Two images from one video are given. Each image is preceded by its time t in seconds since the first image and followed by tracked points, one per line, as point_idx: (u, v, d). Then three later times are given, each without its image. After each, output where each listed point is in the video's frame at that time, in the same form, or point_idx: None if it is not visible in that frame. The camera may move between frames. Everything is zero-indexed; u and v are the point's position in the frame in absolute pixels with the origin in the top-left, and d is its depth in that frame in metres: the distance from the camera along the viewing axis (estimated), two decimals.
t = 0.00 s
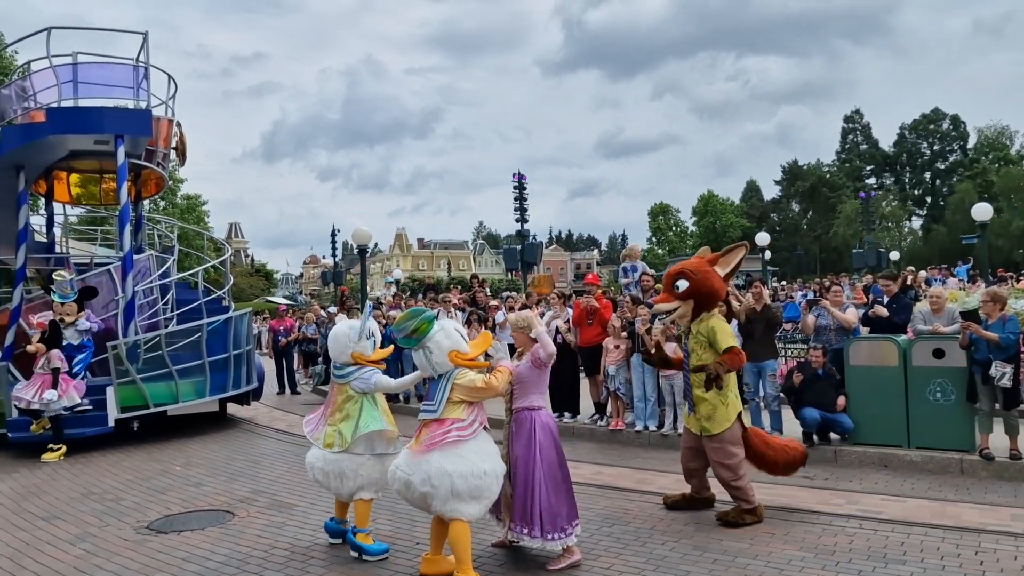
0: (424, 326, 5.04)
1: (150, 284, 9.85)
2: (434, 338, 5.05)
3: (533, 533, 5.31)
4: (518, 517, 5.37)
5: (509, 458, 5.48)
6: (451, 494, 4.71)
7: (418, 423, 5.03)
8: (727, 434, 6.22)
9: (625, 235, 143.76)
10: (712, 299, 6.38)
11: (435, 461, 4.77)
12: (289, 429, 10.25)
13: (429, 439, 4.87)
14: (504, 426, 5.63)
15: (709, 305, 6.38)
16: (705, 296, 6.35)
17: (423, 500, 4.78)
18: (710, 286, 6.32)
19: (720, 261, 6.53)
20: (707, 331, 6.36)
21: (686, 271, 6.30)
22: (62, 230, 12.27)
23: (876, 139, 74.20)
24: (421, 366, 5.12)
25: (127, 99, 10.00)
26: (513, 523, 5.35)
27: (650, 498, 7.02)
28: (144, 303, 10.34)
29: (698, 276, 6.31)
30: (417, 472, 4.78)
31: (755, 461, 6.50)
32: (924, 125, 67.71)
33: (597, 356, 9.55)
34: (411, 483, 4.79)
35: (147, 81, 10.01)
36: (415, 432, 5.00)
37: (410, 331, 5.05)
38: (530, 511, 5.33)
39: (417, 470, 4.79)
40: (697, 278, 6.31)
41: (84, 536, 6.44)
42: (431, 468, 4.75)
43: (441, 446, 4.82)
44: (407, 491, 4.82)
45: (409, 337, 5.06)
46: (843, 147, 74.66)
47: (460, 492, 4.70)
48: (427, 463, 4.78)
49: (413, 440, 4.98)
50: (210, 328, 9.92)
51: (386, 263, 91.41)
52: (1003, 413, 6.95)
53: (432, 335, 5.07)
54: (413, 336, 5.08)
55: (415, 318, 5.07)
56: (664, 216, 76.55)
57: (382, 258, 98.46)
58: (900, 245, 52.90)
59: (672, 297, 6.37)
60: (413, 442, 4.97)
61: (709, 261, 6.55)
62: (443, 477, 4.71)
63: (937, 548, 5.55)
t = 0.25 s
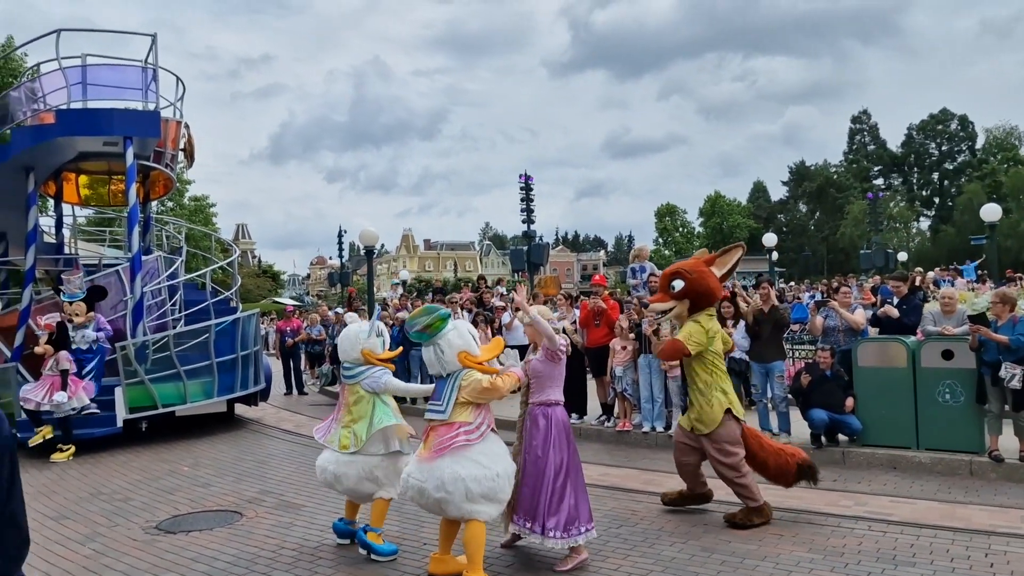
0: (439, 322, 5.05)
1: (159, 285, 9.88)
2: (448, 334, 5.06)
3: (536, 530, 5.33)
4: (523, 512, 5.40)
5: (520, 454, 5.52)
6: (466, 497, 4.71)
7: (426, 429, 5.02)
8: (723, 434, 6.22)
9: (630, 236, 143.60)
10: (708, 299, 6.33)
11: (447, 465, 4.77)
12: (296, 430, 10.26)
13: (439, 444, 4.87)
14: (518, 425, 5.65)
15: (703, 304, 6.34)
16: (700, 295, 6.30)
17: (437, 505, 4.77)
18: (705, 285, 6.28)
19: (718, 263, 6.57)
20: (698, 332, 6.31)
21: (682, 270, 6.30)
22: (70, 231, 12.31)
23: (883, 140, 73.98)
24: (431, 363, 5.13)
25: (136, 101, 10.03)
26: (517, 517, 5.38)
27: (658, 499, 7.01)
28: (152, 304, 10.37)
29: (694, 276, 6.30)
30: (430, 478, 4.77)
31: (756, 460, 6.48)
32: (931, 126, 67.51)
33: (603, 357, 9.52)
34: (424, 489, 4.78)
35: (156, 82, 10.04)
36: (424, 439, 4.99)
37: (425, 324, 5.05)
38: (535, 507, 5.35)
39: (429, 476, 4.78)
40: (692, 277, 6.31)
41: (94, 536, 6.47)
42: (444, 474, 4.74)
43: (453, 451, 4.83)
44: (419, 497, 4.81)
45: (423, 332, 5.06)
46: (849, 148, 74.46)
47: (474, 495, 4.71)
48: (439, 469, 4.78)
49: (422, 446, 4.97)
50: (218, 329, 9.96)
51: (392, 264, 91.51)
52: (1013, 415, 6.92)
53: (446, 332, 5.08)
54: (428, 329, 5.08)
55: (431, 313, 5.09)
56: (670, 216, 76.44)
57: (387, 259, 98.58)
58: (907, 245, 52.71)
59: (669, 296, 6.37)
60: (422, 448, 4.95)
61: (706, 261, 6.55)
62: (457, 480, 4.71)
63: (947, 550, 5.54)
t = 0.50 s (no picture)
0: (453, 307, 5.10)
1: (162, 285, 9.88)
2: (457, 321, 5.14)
3: (541, 537, 5.33)
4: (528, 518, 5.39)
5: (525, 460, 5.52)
6: (474, 496, 4.73)
7: (432, 424, 4.95)
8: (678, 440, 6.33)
9: (632, 235, 143.52)
10: (686, 304, 6.38)
11: (456, 464, 4.76)
12: (299, 429, 10.27)
13: (448, 444, 4.82)
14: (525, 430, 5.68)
15: (680, 310, 6.40)
16: (678, 300, 6.35)
17: (443, 502, 4.78)
18: (683, 291, 6.32)
19: (697, 269, 6.62)
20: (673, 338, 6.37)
21: (660, 275, 6.33)
22: (74, 231, 12.34)
23: (886, 139, 73.86)
24: (435, 348, 5.05)
25: (138, 101, 10.04)
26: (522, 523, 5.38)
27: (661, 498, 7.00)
28: (155, 304, 10.38)
29: (672, 281, 6.33)
30: (439, 475, 4.76)
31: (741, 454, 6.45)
32: (934, 124, 67.41)
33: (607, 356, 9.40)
34: (431, 486, 4.78)
35: (159, 82, 10.05)
36: (429, 434, 4.93)
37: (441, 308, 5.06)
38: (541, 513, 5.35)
39: (437, 474, 4.77)
40: (670, 283, 6.33)
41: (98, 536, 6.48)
42: (452, 473, 4.74)
43: (462, 450, 4.80)
44: (426, 495, 4.81)
45: (437, 313, 5.07)
46: (852, 146, 74.35)
47: (482, 493, 4.73)
48: (451, 470, 4.76)
49: (428, 443, 4.92)
50: (221, 329, 9.98)
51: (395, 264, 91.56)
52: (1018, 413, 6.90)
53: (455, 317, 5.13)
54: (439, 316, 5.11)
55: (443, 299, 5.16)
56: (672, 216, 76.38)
57: (390, 259, 98.65)
58: (911, 243, 52.60)
59: (647, 301, 6.38)
60: (428, 445, 4.90)
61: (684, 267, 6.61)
62: (465, 480, 4.72)
63: (951, 548, 5.53)
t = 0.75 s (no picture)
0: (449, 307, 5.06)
1: (164, 285, 9.86)
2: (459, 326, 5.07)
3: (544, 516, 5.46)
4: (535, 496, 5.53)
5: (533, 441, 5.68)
6: (438, 498, 4.71)
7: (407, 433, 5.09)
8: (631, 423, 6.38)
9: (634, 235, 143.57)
10: (663, 298, 6.39)
11: (417, 470, 4.79)
12: (302, 429, 10.28)
13: (411, 449, 4.89)
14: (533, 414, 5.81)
15: (657, 304, 6.36)
16: (655, 294, 6.34)
17: (416, 506, 4.80)
18: (659, 284, 6.34)
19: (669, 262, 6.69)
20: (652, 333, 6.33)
21: (635, 271, 6.35)
22: (77, 231, 12.36)
23: (888, 138, 73.73)
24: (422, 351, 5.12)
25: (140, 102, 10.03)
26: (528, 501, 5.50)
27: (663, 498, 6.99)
28: (157, 304, 10.38)
29: (647, 276, 6.37)
30: (403, 481, 4.82)
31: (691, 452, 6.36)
32: (937, 123, 67.31)
33: (609, 354, 9.52)
34: (401, 492, 4.84)
35: (161, 82, 10.05)
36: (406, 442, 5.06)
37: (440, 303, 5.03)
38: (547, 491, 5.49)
39: (403, 480, 4.83)
40: (645, 278, 6.36)
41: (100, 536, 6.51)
42: (415, 478, 4.77)
43: (424, 455, 4.83)
44: (400, 500, 4.87)
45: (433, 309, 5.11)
46: (855, 146, 74.25)
47: (443, 495, 4.70)
48: (411, 474, 4.80)
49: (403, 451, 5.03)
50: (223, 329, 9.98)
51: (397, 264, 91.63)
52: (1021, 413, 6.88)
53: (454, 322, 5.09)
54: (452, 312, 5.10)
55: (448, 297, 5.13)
56: (674, 215, 76.31)
57: (392, 258, 98.73)
58: (913, 243, 52.50)
59: (622, 297, 6.38)
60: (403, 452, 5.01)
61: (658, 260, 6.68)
62: (425, 484, 4.72)
63: (953, 548, 5.51)
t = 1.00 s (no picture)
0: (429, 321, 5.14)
1: (162, 287, 9.85)
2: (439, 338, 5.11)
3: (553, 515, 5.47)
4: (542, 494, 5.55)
5: (535, 439, 5.65)
6: (406, 520, 4.71)
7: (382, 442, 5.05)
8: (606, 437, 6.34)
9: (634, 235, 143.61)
10: (630, 307, 6.43)
11: (389, 487, 4.77)
12: (300, 431, 10.29)
13: (387, 462, 4.86)
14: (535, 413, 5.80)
15: (624, 315, 6.40)
16: (620, 303, 6.38)
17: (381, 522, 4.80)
18: (624, 292, 6.39)
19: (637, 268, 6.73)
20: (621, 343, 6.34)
21: (601, 280, 6.43)
22: (74, 234, 12.36)
23: (887, 137, 73.78)
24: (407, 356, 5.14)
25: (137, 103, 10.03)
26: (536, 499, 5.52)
27: (662, 498, 7.00)
28: (155, 306, 10.38)
29: (612, 285, 6.42)
30: (374, 496, 4.80)
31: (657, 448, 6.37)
32: (935, 122, 67.37)
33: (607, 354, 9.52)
34: (370, 506, 4.82)
35: (158, 84, 10.05)
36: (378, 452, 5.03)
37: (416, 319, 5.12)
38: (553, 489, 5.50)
39: (374, 494, 4.81)
40: (611, 287, 6.42)
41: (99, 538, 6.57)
42: (387, 496, 4.75)
43: (398, 471, 4.80)
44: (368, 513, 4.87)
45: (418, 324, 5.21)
46: (853, 145, 74.29)
47: (414, 517, 4.69)
48: (384, 491, 4.78)
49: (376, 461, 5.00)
50: (221, 331, 9.99)
51: (396, 264, 91.65)
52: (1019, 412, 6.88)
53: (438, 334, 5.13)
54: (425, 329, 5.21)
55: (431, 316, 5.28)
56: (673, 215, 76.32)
57: (391, 259, 98.76)
58: (911, 242, 52.57)
59: (590, 307, 6.46)
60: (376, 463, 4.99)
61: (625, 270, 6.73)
62: (398, 504, 4.71)
63: (951, 547, 5.52)
